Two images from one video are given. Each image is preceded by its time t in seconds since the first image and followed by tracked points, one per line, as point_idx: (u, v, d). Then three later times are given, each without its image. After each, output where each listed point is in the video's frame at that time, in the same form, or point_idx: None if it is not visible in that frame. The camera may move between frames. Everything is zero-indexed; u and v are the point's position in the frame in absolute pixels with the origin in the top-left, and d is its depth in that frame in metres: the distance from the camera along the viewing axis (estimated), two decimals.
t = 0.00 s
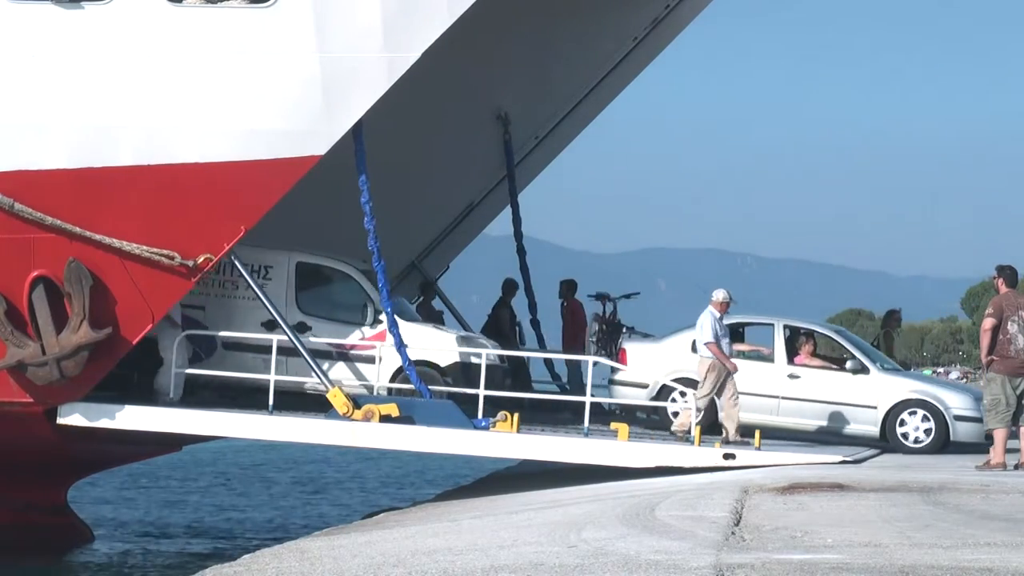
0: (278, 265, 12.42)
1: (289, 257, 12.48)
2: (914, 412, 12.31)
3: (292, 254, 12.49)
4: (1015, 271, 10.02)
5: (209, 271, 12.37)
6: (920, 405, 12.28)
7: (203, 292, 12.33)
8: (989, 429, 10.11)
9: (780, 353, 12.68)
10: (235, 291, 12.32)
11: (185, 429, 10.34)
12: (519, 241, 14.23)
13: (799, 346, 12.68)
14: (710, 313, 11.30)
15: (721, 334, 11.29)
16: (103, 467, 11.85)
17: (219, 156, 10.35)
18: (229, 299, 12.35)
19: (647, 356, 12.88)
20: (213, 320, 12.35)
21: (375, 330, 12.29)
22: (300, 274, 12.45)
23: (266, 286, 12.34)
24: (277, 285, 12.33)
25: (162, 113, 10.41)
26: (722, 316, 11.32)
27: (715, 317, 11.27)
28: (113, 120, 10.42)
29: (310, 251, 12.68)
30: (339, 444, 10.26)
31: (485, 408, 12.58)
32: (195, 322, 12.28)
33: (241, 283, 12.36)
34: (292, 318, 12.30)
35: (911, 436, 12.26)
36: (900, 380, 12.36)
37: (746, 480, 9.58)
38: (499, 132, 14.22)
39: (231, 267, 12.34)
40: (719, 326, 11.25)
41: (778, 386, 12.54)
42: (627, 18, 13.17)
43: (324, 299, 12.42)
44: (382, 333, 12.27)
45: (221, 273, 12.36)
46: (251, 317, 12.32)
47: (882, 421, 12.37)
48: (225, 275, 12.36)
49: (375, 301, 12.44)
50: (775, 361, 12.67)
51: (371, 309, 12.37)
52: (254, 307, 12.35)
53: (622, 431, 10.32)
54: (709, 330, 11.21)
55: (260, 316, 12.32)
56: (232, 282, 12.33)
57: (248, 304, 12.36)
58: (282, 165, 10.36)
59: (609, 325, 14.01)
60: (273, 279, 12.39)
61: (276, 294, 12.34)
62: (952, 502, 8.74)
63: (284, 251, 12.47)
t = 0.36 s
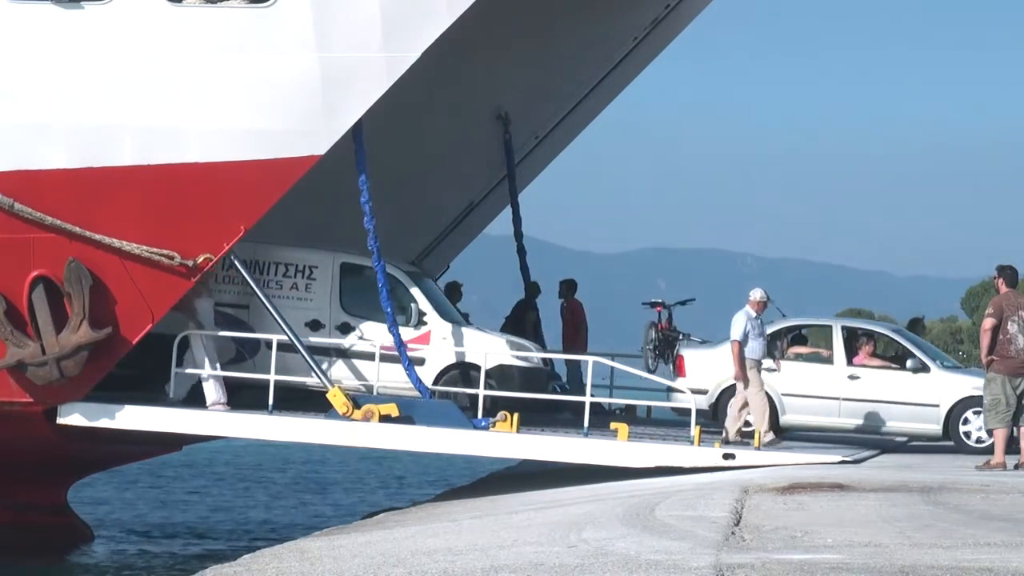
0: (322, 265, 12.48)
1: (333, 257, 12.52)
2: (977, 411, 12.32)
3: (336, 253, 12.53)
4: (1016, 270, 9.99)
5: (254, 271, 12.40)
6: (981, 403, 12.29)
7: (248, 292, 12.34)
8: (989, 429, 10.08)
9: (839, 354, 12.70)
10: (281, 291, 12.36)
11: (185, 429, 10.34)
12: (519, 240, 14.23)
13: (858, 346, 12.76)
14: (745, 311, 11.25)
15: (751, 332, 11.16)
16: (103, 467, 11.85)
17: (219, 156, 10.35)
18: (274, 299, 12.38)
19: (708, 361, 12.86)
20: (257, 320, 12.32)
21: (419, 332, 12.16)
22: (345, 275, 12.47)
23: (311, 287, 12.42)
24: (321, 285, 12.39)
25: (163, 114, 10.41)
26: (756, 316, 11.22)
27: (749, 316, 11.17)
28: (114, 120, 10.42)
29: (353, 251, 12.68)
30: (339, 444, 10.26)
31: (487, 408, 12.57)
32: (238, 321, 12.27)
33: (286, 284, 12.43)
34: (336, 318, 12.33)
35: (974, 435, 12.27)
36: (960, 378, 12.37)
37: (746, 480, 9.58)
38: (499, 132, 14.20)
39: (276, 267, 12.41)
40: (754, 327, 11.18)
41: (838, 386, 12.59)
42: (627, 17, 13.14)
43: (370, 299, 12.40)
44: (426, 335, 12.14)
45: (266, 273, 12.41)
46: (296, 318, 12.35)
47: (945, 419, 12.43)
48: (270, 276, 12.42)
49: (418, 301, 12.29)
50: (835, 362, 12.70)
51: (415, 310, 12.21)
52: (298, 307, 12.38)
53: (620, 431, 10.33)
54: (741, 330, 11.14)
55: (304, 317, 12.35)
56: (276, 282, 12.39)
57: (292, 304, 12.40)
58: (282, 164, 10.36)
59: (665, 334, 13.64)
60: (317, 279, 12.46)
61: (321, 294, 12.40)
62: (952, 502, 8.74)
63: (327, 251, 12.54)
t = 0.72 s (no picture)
0: (366, 269, 12.29)
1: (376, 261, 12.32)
2: None
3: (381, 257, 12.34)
4: (1015, 271, 9.97)
5: (298, 274, 12.30)
6: None
7: (292, 296, 12.24)
8: (989, 429, 10.06)
9: (899, 358, 12.23)
10: (324, 294, 12.18)
11: (184, 429, 10.34)
12: (519, 240, 14.23)
13: (918, 349, 12.31)
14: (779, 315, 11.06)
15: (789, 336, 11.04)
16: (103, 467, 11.85)
17: (219, 156, 10.35)
18: (318, 303, 12.22)
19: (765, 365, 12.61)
20: (301, 325, 12.20)
21: (462, 335, 12.03)
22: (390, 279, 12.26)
23: (355, 290, 12.22)
24: (365, 289, 12.18)
25: (162, 113, 10.41)
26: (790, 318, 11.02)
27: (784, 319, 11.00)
28: (114, 121, 10.42)
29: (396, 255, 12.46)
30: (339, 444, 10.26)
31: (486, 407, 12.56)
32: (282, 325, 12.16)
33: (330, 288, 12.26)
34: (380, 322, 12.09)
35: None
36: None
37: (746, 480, 9.57)
38: (499, 132, 14.19)
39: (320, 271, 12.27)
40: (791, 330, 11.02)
41: (900, 390, 12.08)
42: (627, 15, 13.10)
43: (414, 303, 12.18)
44: (471, 338, 11.99)
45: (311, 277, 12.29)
46: (340, 322, 12.14)
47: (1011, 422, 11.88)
48: (314, 279, 12.29)
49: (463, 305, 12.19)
50: (895, 365, 12.22)
51: (459, 313, 12.10)
52: (342, 311, 12.18)
53: (618, 432, 10.32)
54: (778, 333, 10.97)
55: (348, 321, 12.14)
56: (320, 286, 12.25)
57: (336, 308, 12.20)
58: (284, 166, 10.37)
59: (724, 341, 13.14)
60: (361, 283, 12.26)
61: (365, 298, 12.18)
62: (952, 502, 8.73)
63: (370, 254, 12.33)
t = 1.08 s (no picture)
0: (415, 271, 12.03)
1: (425, 263, 12.07)
2: None
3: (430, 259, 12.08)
4: (1015, 271, 9.97)
5: (346, 276, 12.09)
6: None
7: (340, 299, 12.05)
8: (989, 429, 10.06)
9: (967, 362, 11.76)
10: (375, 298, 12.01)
11: (183, 429, 10.34)
12: (519, 240, 14.23)
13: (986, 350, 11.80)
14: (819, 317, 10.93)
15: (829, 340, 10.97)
16: (102, 467, 11.84)
17: (219, 156, 10.36)
18: (366, 305, 12.02)
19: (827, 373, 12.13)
20: (349, 327, 12.02)
21: (513, 338, 11.87)
22: (440, 282, 12.02)
23: (403, 293, 11.97)
24: (413, 291, 11.93)
25: (162, 113, 10.41)
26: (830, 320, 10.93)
27: (823, 322, 10.91)
28: (114, 121, 10.42)
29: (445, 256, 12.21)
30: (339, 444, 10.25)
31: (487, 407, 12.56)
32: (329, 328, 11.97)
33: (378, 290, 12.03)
34: (429, 325, 11.87)
35: None
36: None
37: (746, 480, 9.57)
38: (500, 132, 14.17)
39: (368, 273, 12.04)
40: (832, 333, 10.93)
41: (971, 394, 11.57)
42: (627, 15, 13.08)
43: (463, 307, 11.98)
44: (520, 341, 11.83)
45: (359, 279, 12.07)
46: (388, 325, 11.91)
47: None
48: (362, 282, 12.07)
49: (513, 306, 12.02)
50: (962, 369, 11.75)
51: (508, 315, 11.94)
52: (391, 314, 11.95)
53: (618, 432, 10.31)
54: (819, 337, 10.86)
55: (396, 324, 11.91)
56: (368, 288, 12.03)
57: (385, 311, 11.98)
58: (284, 166, 10.37)
59: (788, 351, 14.02)
60: (410, 286, 12.01)
61: (413, 300, 11.94)
62: (952, 502, 8.73)
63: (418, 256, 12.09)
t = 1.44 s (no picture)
0: (468, 275, 11.96)
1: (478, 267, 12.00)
2: None
3: (483, 262, 12.01)
4: (1015, 271, 9.96)
5: (401, 280, 12.02)
6: None
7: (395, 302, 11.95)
8: (989, 429, 10.06)
9: None
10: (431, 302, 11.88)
11: (183, 429, 10.35)
12: (519, 240, 14.23)
13: None
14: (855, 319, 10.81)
15: (864, 340, 10.73)
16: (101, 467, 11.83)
17: (219, 156, 10.36)
18: (420, 309, 11.91)
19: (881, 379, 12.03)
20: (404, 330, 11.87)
21: (566, 342, 11.71)
22: (494, 287, 11.94)
23: (457, 296, 11.91)
24: (467, 294, 11.87)
25: (162, 113, 10.41)
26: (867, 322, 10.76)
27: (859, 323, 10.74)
28: (114, 121, 10.42)
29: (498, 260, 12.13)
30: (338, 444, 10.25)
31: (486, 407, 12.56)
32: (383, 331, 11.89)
33: (432, 293, 11.96)
34: (483, 329, 11.79)
35: None
36: None
37: (746, 480, 9.57)
38: (500, 133, 14.16)
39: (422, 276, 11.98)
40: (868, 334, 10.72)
41: None
42: (626, 16, 13.06)
43: (516, 311, 11.87)
44: (575, 344, 11.67)
45: (414, 283, 11.99)
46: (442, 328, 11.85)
47: None
48: (417, 285, 11.99)
49: (566, 310, 11.85)
50: None
51: (562, 318, 11.79)
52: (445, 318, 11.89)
53: (618, 431, 10.30)
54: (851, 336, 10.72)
55: (450, 328, 11.85)
56: (422, 291, 11.95)
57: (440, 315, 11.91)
58: (285, 166, 10.38)
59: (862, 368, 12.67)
60: (464, 290, 11.94)
61: (467, 304, 11.87)
62: (952, 502, 8.74)
63: (473, 260, 12.02)
